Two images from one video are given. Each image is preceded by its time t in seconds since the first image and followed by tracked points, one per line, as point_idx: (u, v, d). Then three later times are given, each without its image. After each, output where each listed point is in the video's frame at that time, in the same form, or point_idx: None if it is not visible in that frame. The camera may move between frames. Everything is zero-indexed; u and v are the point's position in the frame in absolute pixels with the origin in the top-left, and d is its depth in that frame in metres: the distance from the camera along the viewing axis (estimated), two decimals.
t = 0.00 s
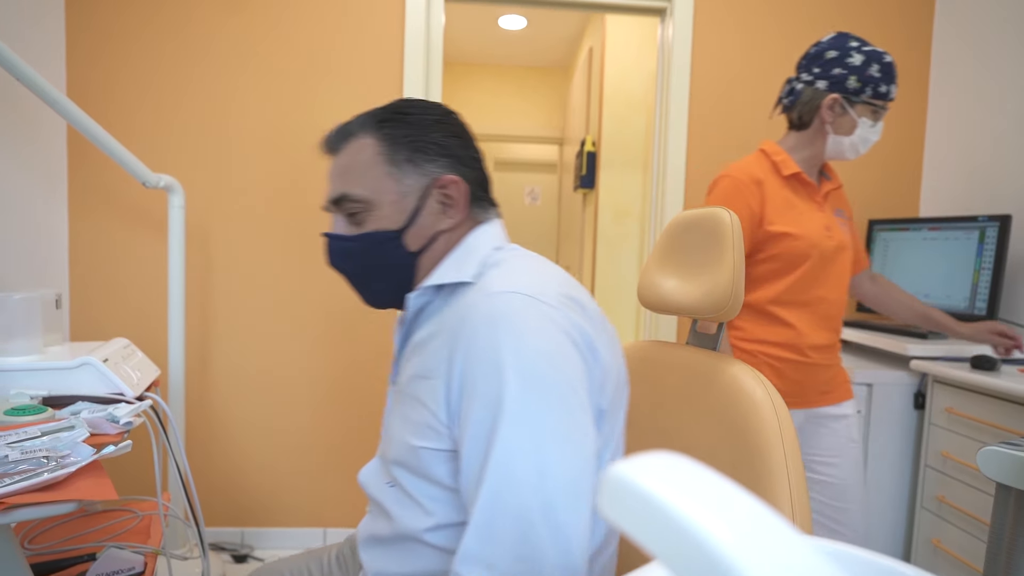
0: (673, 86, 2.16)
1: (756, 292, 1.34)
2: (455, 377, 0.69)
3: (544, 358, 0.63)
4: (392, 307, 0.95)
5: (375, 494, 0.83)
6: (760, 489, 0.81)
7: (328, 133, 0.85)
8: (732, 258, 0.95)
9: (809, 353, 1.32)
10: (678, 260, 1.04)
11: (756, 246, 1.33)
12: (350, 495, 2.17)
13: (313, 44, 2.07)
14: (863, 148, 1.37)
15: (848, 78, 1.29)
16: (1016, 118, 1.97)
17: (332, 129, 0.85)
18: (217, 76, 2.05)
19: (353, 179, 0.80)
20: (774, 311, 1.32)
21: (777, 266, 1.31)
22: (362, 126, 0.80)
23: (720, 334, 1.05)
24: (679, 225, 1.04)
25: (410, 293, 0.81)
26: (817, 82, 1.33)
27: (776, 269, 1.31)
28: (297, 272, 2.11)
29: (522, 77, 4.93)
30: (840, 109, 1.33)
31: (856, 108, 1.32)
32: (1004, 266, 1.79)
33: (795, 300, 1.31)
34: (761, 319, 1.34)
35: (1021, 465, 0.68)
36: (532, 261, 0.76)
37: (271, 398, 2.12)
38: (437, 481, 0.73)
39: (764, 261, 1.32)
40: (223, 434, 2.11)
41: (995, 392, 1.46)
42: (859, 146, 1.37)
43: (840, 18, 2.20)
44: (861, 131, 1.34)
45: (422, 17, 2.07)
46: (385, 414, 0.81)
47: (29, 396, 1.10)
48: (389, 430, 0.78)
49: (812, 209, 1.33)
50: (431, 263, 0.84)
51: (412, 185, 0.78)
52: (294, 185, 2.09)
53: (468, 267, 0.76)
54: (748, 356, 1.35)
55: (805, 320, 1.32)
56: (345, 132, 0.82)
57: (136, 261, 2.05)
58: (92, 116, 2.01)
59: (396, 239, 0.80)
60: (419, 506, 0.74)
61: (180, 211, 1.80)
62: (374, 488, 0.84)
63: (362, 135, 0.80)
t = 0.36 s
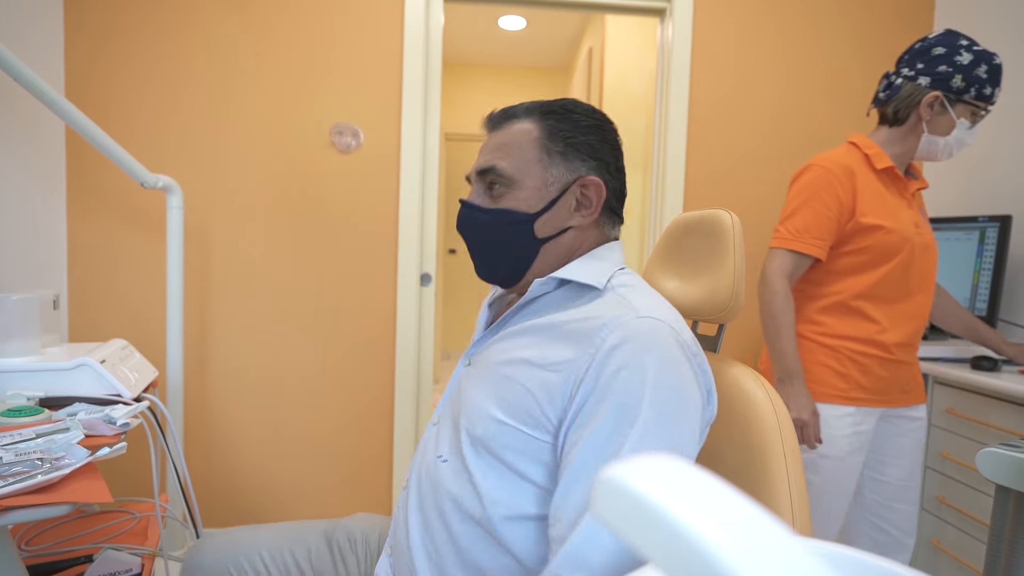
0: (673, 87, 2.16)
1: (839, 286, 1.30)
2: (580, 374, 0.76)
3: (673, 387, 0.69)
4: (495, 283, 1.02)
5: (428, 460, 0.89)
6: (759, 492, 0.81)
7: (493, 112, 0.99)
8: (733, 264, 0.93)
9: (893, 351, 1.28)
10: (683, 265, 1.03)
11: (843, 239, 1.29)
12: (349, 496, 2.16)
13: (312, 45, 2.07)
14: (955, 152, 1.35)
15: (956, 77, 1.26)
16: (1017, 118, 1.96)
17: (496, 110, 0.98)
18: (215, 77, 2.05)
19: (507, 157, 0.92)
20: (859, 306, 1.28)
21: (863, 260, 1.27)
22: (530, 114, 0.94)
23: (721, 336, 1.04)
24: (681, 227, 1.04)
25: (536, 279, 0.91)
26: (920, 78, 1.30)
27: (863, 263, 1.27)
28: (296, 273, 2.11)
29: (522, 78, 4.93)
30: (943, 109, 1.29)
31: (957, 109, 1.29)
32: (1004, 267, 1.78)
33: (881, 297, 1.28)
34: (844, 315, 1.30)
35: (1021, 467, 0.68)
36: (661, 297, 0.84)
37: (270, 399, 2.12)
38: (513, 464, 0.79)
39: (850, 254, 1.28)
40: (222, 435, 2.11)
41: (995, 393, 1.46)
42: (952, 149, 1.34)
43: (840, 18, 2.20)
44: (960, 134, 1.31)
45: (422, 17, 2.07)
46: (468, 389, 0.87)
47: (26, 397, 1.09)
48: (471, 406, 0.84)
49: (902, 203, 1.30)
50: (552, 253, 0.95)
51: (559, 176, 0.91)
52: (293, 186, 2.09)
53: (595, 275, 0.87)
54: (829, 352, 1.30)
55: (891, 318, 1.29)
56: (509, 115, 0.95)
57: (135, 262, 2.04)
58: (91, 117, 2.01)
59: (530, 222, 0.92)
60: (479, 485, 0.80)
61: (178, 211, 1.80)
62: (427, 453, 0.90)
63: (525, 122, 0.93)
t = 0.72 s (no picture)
0: (674, 85, 2.14)
1: (882, 285, 1.27)
2: (635, 386, 0.74)
3: (741, 397, 0.67)
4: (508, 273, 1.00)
5: (450, 471, 0.85)
6: (769, 499, 0.79)
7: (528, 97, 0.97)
8: (738, 261, 0.92)
9: (938, 351, 1.26)
10: (684, 262, 1.03)
11: (884, 236, 1.27)
12: (348, 497, 2.14)
13: (310, 42, 2.05)
14: (991, 145, 1.28)
15: (975, 68, 1.23)
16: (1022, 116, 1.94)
17: (532, 97, 0.97)
18: (213, 75, 2.03)
19: (537, 145, 0.91)
20: (903, 305, 1.26)
21: (907, 257, 1.25)
22: (568, 102, 0.92)
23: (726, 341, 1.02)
24: (687, 224, 1.02)
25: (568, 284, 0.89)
26: (941, 73, 1.28)
27: (907, 261, 1.25)
28: (295, 273, 2.09)
29: (522, 77, 4.92)
30: (966, 102, 1.26)
31: (982, 101, 1.25)
32: (1009, 265, 1.77)
33: (926, 295, 1.26)
34: (887, 314, 1.27)
35: None
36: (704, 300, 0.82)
37: (269, 400, 2.10)
38: (557, 478, 0.76)
39: (895, 252, 1.26)
40: (221, 435, 2.09)
41: (1001, 393, 1.44)
42: (984, 142, 1.28)
43: (843, 16, 2.18)
44: (988, 126, 1.25)
45: (421, 14, 2.05)
46: (499, 399, 0.83)
47: (17, 397, 1.07)
48: (505, 417, 0.81)
49: (943, 201, 1.28)
50: (573, 250, 0.93)
51: (588, 170, 0.89)
52: (291, 185, 2.07)
53: (632, 277, 0.86)
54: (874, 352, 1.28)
55: (935, 316, 1.26)
56: (546, 103, 0.93)
57: (132, 261, 2.03)
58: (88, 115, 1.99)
59: (552, 213, 0.90)
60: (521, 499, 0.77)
61: (175, 210, 1.79)
62: (449, 464, 0.86)
63: (560, 111, 0.91)
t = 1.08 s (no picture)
0: (676, 84, 2.12)
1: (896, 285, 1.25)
2: (715, 416, 0.79)
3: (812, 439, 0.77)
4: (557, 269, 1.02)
5: (498, 483, 0.88)
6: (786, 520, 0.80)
7: (621, 104, 1.02)
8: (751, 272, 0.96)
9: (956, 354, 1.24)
10: (707, 261, 1.08)
11: (899, 237, 1.25)
12: (348, 500, 2.12)
13: (309, 41, 2.03)
14: (1004, 140, 1.23)
15: (975, 65, 1.21)
16: None
17: (624, 105, 1.02)
18: (211, 74, 2.02)
19: (626, 148, 0.95)
20: (919, 305, 1.23)
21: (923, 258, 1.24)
22: (662, 117, 0.97)
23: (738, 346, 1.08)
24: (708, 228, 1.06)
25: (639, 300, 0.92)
26: (947, 73, 1.28)
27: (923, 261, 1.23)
28: (293, 273, 2.07)
29: (523, 77, 4.90)
30: (970, 100, 1.24)
31: (987, 97, 1.22)
32: (1016, 266, 1.75)
33: (942, 296, 1.23)
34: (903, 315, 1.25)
35: None
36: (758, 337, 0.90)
37: (267, 401, 2.08)
38: (622, 498, 0.82)
39: (910, 252, 1.24)
40: (219, 437, 2.08)
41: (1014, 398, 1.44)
42: (995, 138, 1.23)
43: (847, 14, 2.16)
44: (994, 121, 1.21)
45: (421, 12, 2.03)
46: (564, 416, 0.87)
47: (9, 401, 1.05)
48: (576, 436, 0.85)
49: (959, 200, 1.27)
50: (638, 260, 0.97)
51: (671, 186, 0.95)
52: (289, 184, 2.05)
53: (702, 311, 0.91)
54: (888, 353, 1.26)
55: (955, 317, 1.24)
56: (638, 113, 0.99)
57: (129, 261, 2.01)
58: (85, 114, 1.98)
59: (629, 218, 0.94)
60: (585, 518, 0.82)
61: (172, 209, 1.77)
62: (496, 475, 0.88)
63: (653, 123, 0.97)
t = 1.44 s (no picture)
0: (678, 83, 2.10)
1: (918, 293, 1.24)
2: (726, 436, 0.78)
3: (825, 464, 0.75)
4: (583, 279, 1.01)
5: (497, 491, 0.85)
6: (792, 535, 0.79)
7: (667, 132, 1.04)
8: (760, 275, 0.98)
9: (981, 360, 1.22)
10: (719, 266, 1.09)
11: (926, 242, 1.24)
12: (346, 502, 2.10)
13: (307, 39, 2.01)
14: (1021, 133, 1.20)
15: (988, 57, 1.20)
16: None
17: (671, 134, 1.04)
18: (209, 73, 1.99)
19: (672, 169, 0.96)
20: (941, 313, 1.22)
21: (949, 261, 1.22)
22: (707, 148, 0.99)
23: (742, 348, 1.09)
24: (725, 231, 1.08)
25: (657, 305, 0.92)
26: (961, 66, 1.26)
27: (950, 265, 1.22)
28: (291, 274, 2.05)
29: (523, 76, 4.88)
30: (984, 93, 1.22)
31: (1002, 91, 1.20)
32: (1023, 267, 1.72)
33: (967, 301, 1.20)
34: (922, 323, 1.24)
35: None
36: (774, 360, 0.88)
37: (264, 403, 2.06)
38: (625, 514, 0.80)
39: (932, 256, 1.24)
40: (216, 439, 2.05)
41: None
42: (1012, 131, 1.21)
43: (851, 12, 2.14)
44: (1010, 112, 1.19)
45: (420, 10, 2.01)
46: (571, 425, 0.85)
47: None
48: (584, 446, 0.83)
49: (985, 200, 1.24)
50: (668, 277, 0.97)
51: (710, 211, 0.95)
52: (287, 183, 2.03)
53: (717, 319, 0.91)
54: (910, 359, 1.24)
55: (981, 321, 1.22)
56: (684, 142, 1.01)
57: (124, 262, 1.99)
58: (80, 112, 1.96)
59: (666, 234, 0.94)
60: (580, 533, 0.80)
61: (167, 209, 1.75)
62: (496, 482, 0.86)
63: (698, 152, 0.99)
